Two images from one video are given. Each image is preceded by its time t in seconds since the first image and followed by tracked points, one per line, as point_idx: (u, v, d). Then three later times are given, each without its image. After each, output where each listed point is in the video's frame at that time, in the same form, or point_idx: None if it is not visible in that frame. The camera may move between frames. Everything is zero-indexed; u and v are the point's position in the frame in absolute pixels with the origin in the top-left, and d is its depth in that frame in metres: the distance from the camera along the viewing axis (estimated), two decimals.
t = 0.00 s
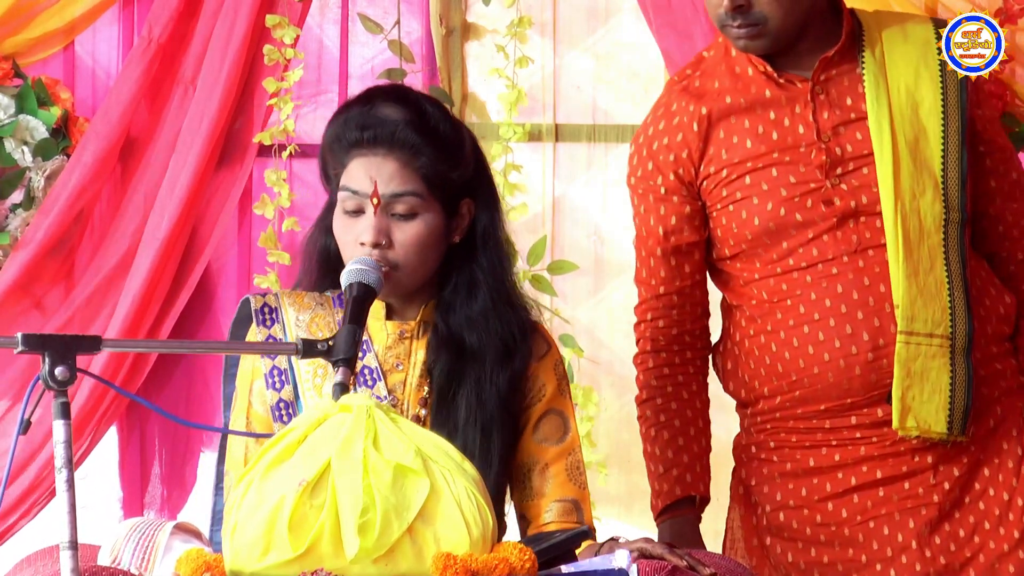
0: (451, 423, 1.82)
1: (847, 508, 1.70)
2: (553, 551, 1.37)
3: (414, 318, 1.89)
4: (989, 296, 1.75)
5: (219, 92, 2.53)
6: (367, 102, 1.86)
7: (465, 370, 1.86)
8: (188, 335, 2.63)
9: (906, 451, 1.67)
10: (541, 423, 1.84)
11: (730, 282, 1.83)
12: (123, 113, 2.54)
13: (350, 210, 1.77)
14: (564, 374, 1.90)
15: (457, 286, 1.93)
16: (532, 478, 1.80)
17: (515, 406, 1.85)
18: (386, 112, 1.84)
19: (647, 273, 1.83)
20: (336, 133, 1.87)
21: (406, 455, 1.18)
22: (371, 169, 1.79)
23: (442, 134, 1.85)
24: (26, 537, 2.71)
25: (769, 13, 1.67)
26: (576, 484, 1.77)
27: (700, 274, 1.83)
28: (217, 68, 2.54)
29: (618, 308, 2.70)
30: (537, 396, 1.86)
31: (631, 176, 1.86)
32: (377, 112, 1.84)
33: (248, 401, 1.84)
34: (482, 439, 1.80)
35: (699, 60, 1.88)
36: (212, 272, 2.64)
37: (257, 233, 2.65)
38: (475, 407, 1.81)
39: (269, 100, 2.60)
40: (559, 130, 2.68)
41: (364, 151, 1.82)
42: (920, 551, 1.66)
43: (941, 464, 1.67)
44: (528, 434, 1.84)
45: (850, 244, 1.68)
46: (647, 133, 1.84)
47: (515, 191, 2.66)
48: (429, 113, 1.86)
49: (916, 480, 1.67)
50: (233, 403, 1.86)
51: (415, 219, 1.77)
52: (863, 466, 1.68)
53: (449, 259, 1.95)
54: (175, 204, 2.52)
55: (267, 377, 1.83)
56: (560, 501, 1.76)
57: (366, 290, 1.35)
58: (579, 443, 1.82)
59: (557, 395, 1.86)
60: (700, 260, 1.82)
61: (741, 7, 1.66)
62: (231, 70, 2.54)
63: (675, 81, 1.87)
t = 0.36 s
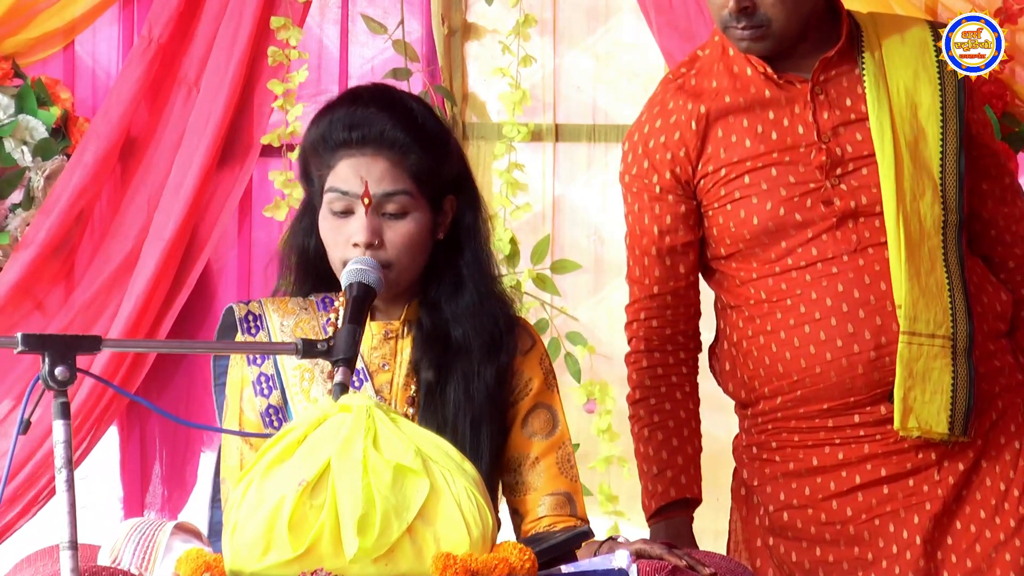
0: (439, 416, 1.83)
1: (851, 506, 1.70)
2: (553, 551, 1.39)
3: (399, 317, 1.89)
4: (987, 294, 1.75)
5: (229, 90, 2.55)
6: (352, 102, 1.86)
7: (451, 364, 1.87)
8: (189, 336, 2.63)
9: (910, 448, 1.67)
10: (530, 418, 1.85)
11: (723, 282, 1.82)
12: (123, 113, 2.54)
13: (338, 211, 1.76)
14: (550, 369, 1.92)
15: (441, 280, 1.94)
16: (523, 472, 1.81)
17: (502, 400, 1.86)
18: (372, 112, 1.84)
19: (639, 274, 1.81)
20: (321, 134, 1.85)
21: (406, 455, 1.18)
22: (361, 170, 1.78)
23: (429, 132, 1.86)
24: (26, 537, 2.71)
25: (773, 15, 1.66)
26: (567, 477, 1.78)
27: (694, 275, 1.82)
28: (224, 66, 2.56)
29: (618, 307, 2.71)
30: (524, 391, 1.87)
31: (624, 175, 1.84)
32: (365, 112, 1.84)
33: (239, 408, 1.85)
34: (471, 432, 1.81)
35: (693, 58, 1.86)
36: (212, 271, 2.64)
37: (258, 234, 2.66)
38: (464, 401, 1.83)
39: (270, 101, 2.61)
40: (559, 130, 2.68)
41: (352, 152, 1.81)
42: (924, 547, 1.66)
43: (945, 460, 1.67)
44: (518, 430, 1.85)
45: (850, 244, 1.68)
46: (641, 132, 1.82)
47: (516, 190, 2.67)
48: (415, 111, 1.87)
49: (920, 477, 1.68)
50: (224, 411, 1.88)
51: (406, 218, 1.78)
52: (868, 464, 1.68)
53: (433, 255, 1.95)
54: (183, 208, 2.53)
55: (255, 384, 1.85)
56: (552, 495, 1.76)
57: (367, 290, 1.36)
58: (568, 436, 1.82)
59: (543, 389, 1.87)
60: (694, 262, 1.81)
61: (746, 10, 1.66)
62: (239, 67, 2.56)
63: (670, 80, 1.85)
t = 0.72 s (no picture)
0: (437, 414, 1.83)
1: (850, 504, 1.69)
2: (553, 550, 1.38)
3: (394, 319, 1.89)
4: (984, 292, 1.76)
5: (229, 91, 2.54)
6: (354, 106, 1.86)
7: (448, 362, 1.87)
8: (189, 335, 2.63)
9: (907, 443, 1.67)
10: (524, 416, 1.86)
11: (720, 280, 1.82)
12: (124, 114, 2.54)
13: (341, 216, 1.76)
14: (545, 365, 1.93)
15: (436, 280, 1.95)
16: (518, 470, 1.81)
17: (498, 398, 1.86)
18: (376, 116, 1.84)
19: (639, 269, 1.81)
20: (324, 136, 1.84)
21: (406, 455, 1.18)
22: (367, 173, 1.78)
23: (431, 137, 1.87)
24: (26, 537, 2.71)
25: (778, 9, 1.67)
26: (561, 474, 1.79)
27: (688, 270, 1.82)
28: (223, 67, 2.56)
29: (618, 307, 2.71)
30: (519, 388, 1.88)
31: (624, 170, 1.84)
32: (370, 115, 1.84)
33: (233, 411, 1.85)
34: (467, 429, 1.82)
35: (693, 54, 1.87)
36: (211, 272, 2.64)
37: (257, 235, 2.67)
38: (462, 398, 1.83)
39: (273, 102, 2.61)
40: (559, 130, 2.68)
41: (357, 156, 1.81)
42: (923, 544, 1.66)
43: (943, 455, 1.67)
44: (513, 426, 1.86)
45: (845, 240, 1.68)
46: (642, 125, 1.82)
47: (519, 191, 2.66)
48: (417, 116, 1.88)
49: (919, 473, 1.67)
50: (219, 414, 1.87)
51: (412, 220, 1.78)
52: (866, 461, 1.68)
53: (431, 257, 1.94)
54: (183, 208, 2.53)
55: (251, 388, 1.85)
56: (547, 492, 1.77)
57: (366, 290, 1.36)
58: (563, 433, 1.83)
59: (537, 387, 1.88)
60: (689, 255, 1.81)
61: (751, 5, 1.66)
62: (238, 68, 2.55)
63: (670, 75, 1.85)
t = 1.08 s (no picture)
0: (441, 413, 1.83)
1: (845, 502, 1.69)
2: (553, 550, 1.38)
3: (393, 316, 1.88)
4: (982, 289, 1.75)
5: (230, 88, 2.55)
6: (378, 90, 1.87)
7: (451, 359, 1.88)
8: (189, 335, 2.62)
9: (903, 442, 1.67)
10: (522, 416, 1.86)
11: (719, 281, 1.82)
12: (123, 112, 2.54)
13: (352, 196, 1.77)
14: (542, 367, 1.93)
15: (441, 281, 1.95)
16: (516, 469, 1.81)
17: (500, 398, 1.87)
18: (398, 100, 1.85)
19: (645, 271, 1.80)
20: (343, 119, 1.84)
21: (406, 455, 1.17)
22: (383, 156, 1.79)
23: (449, 129, 1.88)
24: (25, 537, 2.71)
25: (778, 7, 1.68)
26: (559, 475, 1.79)
27: (689, 271, 1.82)
28: (228, 66, 2.56)
29: (618, 307, 2.71)
30: (517, 388, 1.88)
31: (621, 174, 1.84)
32: (389, 100, 1.85)
33: (231, 410, 1.85)
34: (472, 427, 1.82)
35: (690, 57, 1.86)
36: (211, 271, 2.64)
37: (257, 235, 2.66)
38: (468, 400, 1.83)
39: (274, 100, 2.62)
40: (559, 130, 2.68)
41: (375, 138, 1.82)
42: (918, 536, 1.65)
43: (938, 454, 1.67)
44: (510, 425, 1.86)
45: (843, 239, 1.68)
46: (639, 128, 1.82)
47: (520, 191, 2.67)
48: (438, 109, 1.89)
49: (914, 472, 1.67)
50: (214, 413, 1.87)
51: (422, 209, 1.78)
52: (861, 460, 1.68)
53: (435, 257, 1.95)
54: (184, 206, 2.53)
55: (248, 386, 1.85)
56: (544, 493, 1.76)
57: (367, 290, 1.35)
58: (559, 435, 1.84)
59: (535, 387, 1.88)
60: (689, 257, 1.81)
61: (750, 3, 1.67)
62: (241, 67, 2.56)
63: (667, 78, 1.85)
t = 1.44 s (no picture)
0: (439, 408, 1.83)
1: (842, 504, 1.70)
2: (552, 550, 1.37)
3: (393, 315, 1.89)
4: (983, 291, 1.75)
5: (225, 87, 2.55)
6: (355, 102, 1.85)
7: (448, 355, 1.87)
8: (188, 335, 2.62)
9: (899, 444, 1.67)
10: (524, 413, 1.86)
11: (719, 280, 1.82)
12: (122, 111, 2.54)
13: (345, 210, 1.77)
14: (543, 364, 1.93)
15: (438, 276, 1.95)
16: (519, 467, 1.82)
17: (499, 394, 1.87)
18: (378, 109, 1.84)
19: (652, 270, 1.80)
20: (326, 132, 1.83)
21: (406, 455, 1.17)
22: (372, 168, 1.79)
23: (434, 131, 1.87)
24: (25, 536, 2.71)
25: (781, 9, 1.68)
26: (562, 471, 1.79)
27: (691, 272, 1.81)
28: (223, 65, 2.56)
29: (618, 307, 2.70)
30: (518, 386, 1.88)
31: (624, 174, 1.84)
32: (370, 111, 1.84)
33: (235, 411, 1.85)
34: (470, 421, 1.83)
35: (695, 56, 1.87)
36: (211, 271, 2.64)
37: (257, 234, 2.66)
38: (464, 391, 1.84)
39: (272, 101, 2.61)
40: (559, 130, 2.68)
41: (361, 151, 1.81)
42: (913, 542, 1.66)
43: (935, 455, 1.67)
44: (513, 424, 1.86)
45: (843, 240, 1.68)
46: (642, 127, 1.82)
47: (516, 191, 2.67)
48: (418, 109, 1.88)
49: (911, 473, 1.68)
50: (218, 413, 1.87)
51: (416, 214, 1.79)
52: (858, 461, 1.69)
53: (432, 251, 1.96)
54: (179, 205, 2.53)
55: (251, 386, 1.85)
56: (547, 490, 1.77)
57: (366, 290, 1.36)
58: (563, 432, 1.84)
59: (537, 384, 1.88)
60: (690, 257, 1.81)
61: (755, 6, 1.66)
62: (237, 67, 2.56)
63: (671, 76, 1.86)
